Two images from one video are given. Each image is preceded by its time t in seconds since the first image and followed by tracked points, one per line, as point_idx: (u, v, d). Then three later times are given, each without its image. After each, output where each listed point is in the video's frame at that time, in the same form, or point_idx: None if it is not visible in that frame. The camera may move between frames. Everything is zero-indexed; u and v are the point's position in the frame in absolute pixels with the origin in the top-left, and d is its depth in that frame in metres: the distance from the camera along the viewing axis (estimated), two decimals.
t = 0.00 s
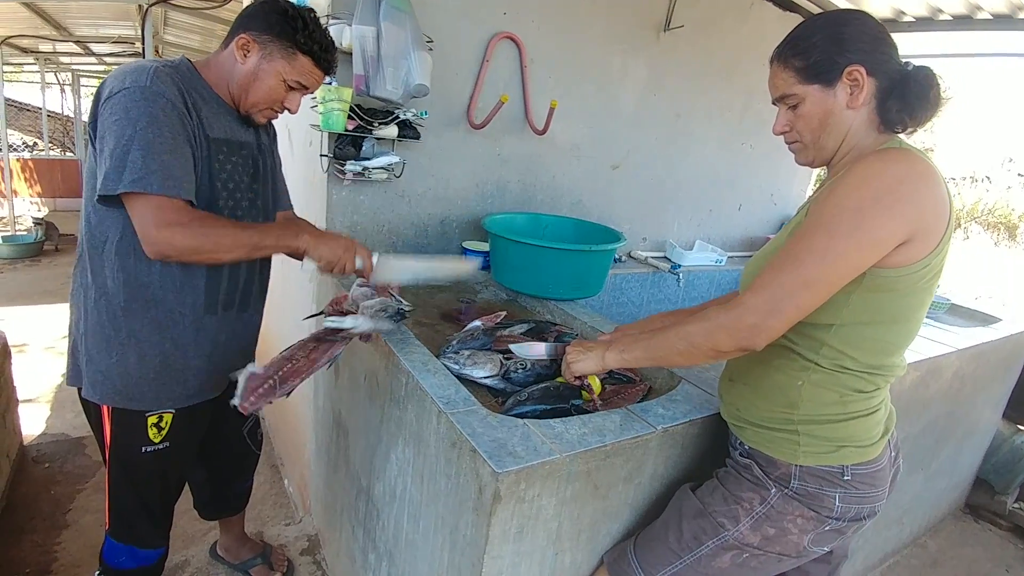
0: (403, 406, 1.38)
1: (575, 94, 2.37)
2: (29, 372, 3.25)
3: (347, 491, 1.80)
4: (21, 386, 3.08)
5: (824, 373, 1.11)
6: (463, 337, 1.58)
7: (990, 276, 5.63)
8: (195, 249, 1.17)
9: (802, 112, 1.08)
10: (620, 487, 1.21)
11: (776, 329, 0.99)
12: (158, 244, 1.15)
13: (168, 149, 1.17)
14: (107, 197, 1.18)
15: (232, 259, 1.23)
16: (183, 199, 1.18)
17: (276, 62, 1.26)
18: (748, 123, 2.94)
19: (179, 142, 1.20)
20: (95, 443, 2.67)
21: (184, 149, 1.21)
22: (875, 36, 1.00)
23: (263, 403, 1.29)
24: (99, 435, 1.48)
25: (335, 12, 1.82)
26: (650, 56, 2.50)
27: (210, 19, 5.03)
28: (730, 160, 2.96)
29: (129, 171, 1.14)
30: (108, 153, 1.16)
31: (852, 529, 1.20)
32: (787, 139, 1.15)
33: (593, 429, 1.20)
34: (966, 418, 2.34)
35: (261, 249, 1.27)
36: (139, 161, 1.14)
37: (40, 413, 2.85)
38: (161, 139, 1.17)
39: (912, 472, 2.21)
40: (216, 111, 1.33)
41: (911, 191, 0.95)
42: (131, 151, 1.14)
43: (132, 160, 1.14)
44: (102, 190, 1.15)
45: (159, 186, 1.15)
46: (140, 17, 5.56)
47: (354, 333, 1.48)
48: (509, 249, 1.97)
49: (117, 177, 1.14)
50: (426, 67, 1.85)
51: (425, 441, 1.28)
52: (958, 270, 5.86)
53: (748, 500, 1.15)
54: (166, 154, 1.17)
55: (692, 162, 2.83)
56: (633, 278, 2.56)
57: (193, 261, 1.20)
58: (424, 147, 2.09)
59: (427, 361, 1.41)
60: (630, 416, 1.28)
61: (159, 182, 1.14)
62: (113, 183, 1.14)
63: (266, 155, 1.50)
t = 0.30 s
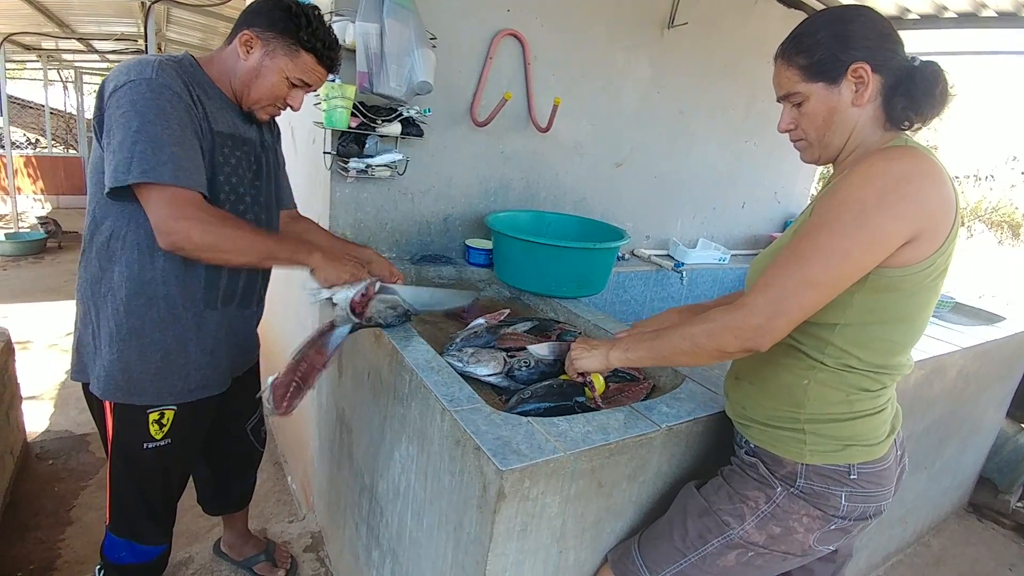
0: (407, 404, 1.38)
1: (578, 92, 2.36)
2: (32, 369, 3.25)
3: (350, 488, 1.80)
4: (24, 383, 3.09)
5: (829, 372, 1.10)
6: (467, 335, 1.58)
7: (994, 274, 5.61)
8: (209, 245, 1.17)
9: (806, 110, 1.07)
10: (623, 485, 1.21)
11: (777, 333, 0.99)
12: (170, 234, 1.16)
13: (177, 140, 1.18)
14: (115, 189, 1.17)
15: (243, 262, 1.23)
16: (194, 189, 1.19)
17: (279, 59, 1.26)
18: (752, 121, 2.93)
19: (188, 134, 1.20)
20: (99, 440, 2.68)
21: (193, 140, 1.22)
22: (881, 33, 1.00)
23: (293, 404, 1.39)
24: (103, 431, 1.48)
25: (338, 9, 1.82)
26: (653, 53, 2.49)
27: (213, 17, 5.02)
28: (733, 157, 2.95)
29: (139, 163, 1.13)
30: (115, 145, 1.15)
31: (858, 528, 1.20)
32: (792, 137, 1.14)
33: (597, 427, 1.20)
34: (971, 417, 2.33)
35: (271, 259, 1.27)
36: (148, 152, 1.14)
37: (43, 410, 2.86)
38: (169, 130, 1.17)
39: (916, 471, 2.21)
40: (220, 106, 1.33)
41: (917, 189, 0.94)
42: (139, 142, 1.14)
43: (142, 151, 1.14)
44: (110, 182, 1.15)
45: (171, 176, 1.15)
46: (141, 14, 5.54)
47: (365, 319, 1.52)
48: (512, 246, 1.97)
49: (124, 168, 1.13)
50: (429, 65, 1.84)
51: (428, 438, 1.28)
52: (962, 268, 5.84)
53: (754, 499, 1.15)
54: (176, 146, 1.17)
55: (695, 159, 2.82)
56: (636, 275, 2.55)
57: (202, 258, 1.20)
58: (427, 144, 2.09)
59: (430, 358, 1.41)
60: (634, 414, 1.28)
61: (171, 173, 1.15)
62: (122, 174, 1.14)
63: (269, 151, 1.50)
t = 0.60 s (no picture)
0: (411, 402, 1.38)
1: (582, 90, 2.36)
2: (35, 367, 3.26)
3: (353, 486, 1.80)
4: (27, 381, 3.10)
5: (837, 371, 1.10)
6: (470, 333, 1.58)
7: (997, 274, 5.60)
8: (219, 223, 1.18)
9: (816, 106, 1.07)
10: (627, 483, 1.21)
11: (788, 329, 0.99)
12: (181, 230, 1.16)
13: (186, 136, 1.18)
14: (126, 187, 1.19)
15: (256, 222, 1.23)
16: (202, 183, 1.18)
17: (286, 57, 1.26)
18: (755, 119, 2.93)
19: (196, 130, 1.20)
20: (102, 437, 2.68)
21: (201, 137, 1.21)
22: (893, 30, 1.00)
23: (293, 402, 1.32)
24: (106, 429, 1.48)
25: (342, 6, 1.82)
26: (657, 51, 2.49)
27: (215, 15, 5.02)
28: (737, 155, 2.94)
29: (149, 159, 1.14)
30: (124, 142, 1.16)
31: (863, 528, 1.19)
32: (801, 134, 1.14)
33: (601, 425, 1.20)
34: (974, 416, 2.33)
35: (279, 202, 1.24)
36: (158, 149, 1.14)
37: (46, 408, 2.86)
38: (178, 127, 1.17)
39: (920, 470, 2.20)
40: (228, 104, 1.33)
41: (928, 187, 0.94)
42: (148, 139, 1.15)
43: (152, 148, 1.14)
44: (121, 178, 1.15)
45: (179, 172, 1.15)
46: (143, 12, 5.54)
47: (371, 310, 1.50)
48: (515, 244, 1.97)
49: (135, 165, 1.14)
50: (433, 62, 1.85)
51: (432, 436, 1.28)
52: (964, 267, 5.83)
53: (759, 498, 1.15)
54: (185, 141, 1.17)
55: (698, 158, 2.81)
56: (639, 274, 2.55)
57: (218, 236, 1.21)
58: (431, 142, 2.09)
59: (434, 356, 1.41)
60: (637, 412, 1.28)
61: (179, 169, 1.15)
62: (132, 171, 1.15)
63: (274, 148, 1.50)
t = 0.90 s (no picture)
0: (413, 402, 1.38)
1: (583, 90, 2.35)
2: (38, 367, 3.27)
3: (355, 486, 1.80)
4: (30, 381, 3.10)
5: (839, 371, 1.10)
6: (472, 333, 1.58)
7: (1001, 273, 5.59)
8: (217, 238, 1.18)
9: (812, 107, 1.07)
10: (630, 484, 1.21)
11: (796, 337, 0.98)
12: (174, 234, 1.16)
13: (187, 138, 1.17)
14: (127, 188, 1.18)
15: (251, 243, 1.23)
16: (200, 186, 1.18)
17: (289, 58, 1.26)
18: (757, 118, 2.92)
19: (197, 132, 1.20)
20: (104, 437, 2.69)
21: (202, 138, 1.21)
22: (887, 28, 0.99)
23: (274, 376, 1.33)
24: (112, 430, 1.49)
25: (343, 7, 1.82)
26: (658, 51, 2.49)
27: (216, 16, 5.02)
28: (739, 155, 2.94)
29: (149, 159, 1.13)
30: (126, 144, 1.16)
31: (866, 528, 1.19)
32: (799, 134, 1.14)
33: (603, 425, 1.19)
34: (978, 416, 2.32)
35: (279, 230, 1.26)
36: (158, 150, 1.14)
37: (48, 408, 2.87)
38: (179, 128, 1.17)
39: (923, 470, 2.20)
40: (232, 106, 1.33)
41: (927, 189, 0.93)
42: (149, 140, 1.14)
43: (152, 149, 1.14)
44: (121, 178, 1.15)
45: (178, 173, 1.15)
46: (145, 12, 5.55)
47: (378, 310, 1.48)
48: (517, 244, 1.97)
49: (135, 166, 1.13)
50: (434, 63, 1.84)
51: (434, 436, 1.28)
52: (967, 266, 5.81)
53: (761, 498, 1.14)
54: (184, 144, 1.17)
55: (700, 157, 2.81)
56: (641, 274, 2.55)
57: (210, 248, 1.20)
58: (432, 142, 2.08)
59: (436, 356, 1.41)
60: (640, 412, 1.27)
61: (178, 171, 1.15)
62: (131, 172, 1.14)
63: (279, 151, 1.49)
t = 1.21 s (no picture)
0: (413, 407, 1.38)
1: (582, 94, 2.36)
2: (38, 372, 3.27)
3: (356, 491, 1.80)
4: (30, 386, 3.10)
5: (836, 374, 1.10)
6: (471, 338, 1.58)
7: (1000, 274, 5.60)
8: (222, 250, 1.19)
9: (809, 112, 1.07)
10: (630, 488, 1.21)
11: (792, 338, 0.98)
12: (178, 239, 1.16)
13: (195, 143, 1.18)
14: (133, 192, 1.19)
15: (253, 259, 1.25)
16: (206, 194, 1.19)
17: (290, 64, 1.26)
18: (755, 121, 2.93)
19: (204, 137, 1.20)
20: (104, 442, 2.69)
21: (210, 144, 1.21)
22: (883, 34, 1.00)
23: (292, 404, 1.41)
24: (116, 436, 1.49)
25: (342, 12, 1.82)
26: (657, 54, 2.49)
27: (216, 21, 5.03)
28: (737, 157, 2.94)
29: (158, 165, 1.13)
30: (132, 147, 1.16)
31: (865, 531, 1.19)
32: (797, 139, 1.14)
33: (603, 430, 1.20)
34: (977, 417, 2.33)
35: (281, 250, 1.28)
36: (167, 155, 1.14)
37: (49, 414, 2.87)
38: (187, 134, 1.17)
39: (923, 472, 2.20)
40: (237, 112, 1.34)
41: (925, 190, 0.94)
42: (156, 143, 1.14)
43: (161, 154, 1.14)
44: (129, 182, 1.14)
45: (188, 178, 1.15)
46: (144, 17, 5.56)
47: (355, 312, 1.47)
48: (516, 248, 1.97)
49: (145, 170, 1.13)
50: (433, 68, 1.85)
51: (434, 441, 1.28)
52: (966, 267, 5.82)
53: (761, 502, 1.15)
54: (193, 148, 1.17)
55: (698, 161, 2.81)
56: (641, 277, 2.55)
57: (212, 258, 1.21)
58: (431, 146, 2.09)
59: (436, 361, 1.41)
60: (640, 416, 1.28)
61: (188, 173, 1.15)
62: (140, 175, 1.14)
63: (281, 157, 1.50)
